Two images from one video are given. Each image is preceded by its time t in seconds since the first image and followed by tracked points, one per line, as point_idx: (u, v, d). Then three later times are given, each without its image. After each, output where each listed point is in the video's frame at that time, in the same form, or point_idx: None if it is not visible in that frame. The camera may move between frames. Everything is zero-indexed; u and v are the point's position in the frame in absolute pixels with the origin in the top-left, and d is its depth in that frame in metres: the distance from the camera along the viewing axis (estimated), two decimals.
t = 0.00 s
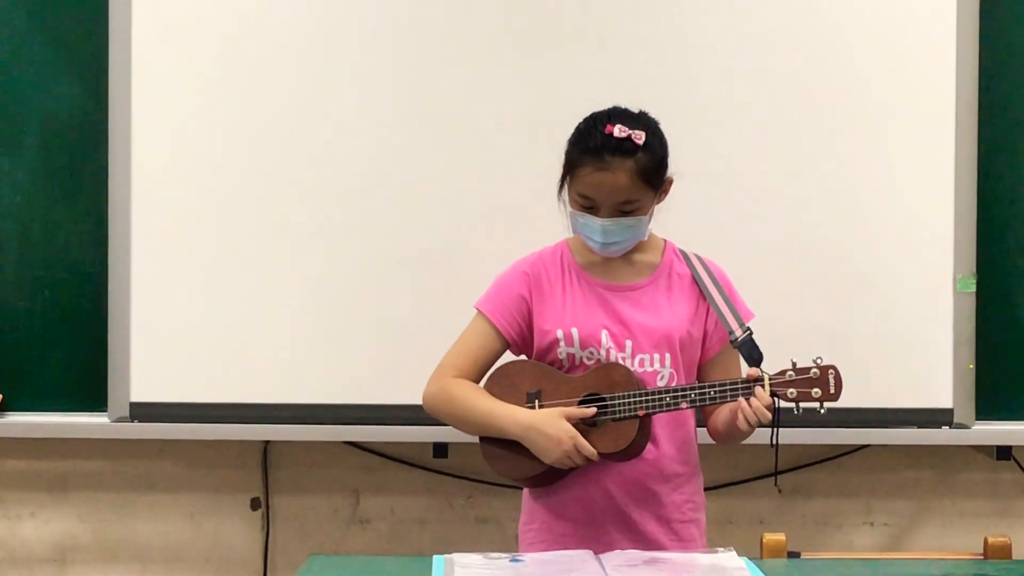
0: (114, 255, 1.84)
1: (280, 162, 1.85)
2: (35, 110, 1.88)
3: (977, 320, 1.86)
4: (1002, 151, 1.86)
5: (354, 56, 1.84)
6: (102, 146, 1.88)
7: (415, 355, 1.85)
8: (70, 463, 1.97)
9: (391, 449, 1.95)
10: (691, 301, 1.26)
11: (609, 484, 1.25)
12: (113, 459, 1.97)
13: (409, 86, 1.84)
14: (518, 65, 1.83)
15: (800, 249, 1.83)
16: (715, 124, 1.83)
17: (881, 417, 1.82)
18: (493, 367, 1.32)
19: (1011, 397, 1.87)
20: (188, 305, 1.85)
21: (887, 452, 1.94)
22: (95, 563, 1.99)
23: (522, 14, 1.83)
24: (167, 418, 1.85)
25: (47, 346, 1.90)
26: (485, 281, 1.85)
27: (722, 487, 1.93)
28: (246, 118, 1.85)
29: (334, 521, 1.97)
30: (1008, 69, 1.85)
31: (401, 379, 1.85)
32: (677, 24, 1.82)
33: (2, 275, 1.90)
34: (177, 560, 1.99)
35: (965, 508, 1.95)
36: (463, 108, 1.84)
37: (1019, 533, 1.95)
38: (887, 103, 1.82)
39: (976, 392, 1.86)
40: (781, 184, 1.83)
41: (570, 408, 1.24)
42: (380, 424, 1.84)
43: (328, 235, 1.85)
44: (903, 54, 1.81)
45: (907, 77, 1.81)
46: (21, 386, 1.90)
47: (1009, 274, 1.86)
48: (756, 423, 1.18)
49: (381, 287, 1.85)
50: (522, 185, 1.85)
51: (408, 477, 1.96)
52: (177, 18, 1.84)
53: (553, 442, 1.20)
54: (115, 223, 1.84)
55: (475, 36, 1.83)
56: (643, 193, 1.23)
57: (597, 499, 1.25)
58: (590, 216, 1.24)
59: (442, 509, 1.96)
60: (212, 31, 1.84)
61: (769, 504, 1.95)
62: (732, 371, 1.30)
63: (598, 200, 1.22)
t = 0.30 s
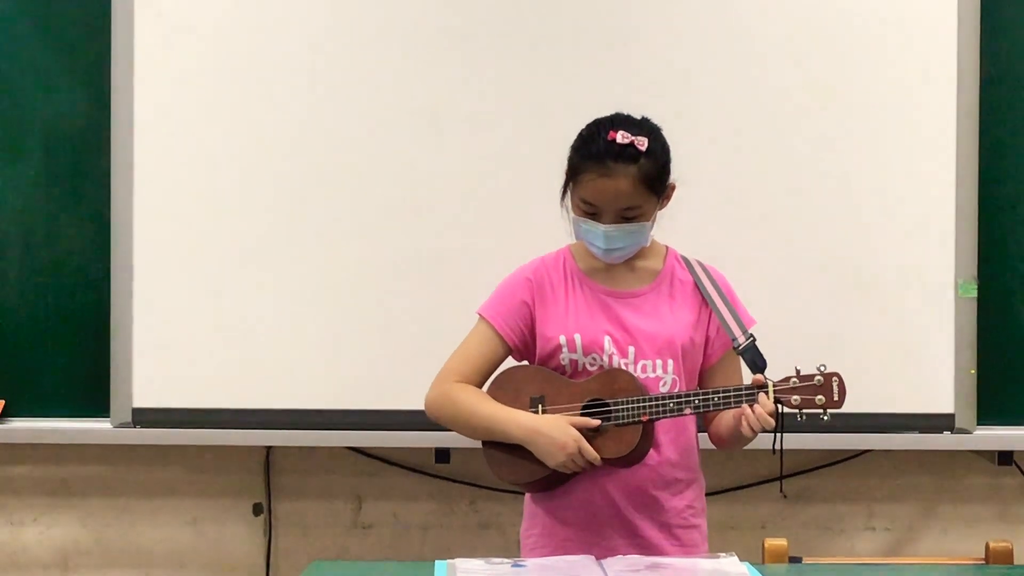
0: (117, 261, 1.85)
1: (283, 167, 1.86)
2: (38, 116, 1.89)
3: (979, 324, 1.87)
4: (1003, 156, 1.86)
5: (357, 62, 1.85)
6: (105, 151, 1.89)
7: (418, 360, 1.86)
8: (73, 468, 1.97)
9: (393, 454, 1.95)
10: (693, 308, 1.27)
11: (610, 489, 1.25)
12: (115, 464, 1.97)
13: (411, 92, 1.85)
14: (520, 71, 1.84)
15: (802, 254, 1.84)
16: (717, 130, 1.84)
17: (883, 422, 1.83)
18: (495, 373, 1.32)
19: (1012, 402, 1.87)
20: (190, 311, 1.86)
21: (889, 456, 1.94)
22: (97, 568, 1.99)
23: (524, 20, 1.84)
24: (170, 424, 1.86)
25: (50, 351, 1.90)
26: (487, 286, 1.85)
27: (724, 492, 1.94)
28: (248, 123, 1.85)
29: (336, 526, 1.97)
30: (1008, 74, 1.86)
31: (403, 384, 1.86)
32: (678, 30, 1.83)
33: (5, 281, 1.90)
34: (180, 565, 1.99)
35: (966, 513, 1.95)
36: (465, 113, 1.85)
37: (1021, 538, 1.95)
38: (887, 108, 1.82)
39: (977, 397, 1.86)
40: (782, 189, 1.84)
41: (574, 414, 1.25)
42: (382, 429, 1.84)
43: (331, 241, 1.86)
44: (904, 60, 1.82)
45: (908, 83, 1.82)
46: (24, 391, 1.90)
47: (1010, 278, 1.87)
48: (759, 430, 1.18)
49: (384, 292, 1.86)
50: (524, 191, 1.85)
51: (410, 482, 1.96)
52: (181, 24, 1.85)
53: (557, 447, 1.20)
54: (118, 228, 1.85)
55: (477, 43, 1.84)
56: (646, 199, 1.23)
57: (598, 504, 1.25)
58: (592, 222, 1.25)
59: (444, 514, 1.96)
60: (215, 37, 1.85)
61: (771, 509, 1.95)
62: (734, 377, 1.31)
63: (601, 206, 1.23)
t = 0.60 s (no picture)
0: (119, 262, 1.85)
1: (284, 169, 1.86)
2: (40, 118, 1.89)
3: (980, 325, 1.87)
4: (1004, 156, 1.86)
5: (358, 65, 1.85)
6: (106, 153, 1.89)
7: (419, 361, 1.86)
8: (75, 471, 1.97)
9: (395, 456, 1.95)
10: (694, 309, 1.27)
11: (612, 490, 1.25)
12: (117, 466, 1.97)
13: (413, 95, 1.85)
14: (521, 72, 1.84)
15: (802, 254, 1.84)
16: (718, 131, 1.84)
17: (884, 423, 1.83)
18: (497, 374, 1.32)
19: (1014, 402, 1.87)
20: (193, 313, 1.86)
21: (891, 457, 1.94)
22: (99, 570, 2.00)
23: (525, 21, 1.84)
24: (172, 425, 1.86)
25: (52, 353, 1.91)
26: (488, 287, 1.86)
27: (725, 493, 1.94)
28: (250, 125, 1.86)
29: (338, 528, 1.97)
30: (1009, 75, 1.86)
31: (405, 386, 1.86)
32: (679, 30, 1.83)
33: (6, 283, 1.90)
34: (181, 566, 1.99)
35: (968, 514, 1.95)
36: (466, 115, 1.85)
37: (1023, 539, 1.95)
38: (888, 108, 1.82)
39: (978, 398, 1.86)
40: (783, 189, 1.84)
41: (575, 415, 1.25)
42: (384, 431, 1.84)
43: (332, 243, 1.86)
44: (905, 61, 1.82)
45: (908, 85, 1.82)
46: (26, 393, 1.91)
47: (1011, 279, 1.87)
48: (761, 430, 1.18)
49: (385, 293, 1.86)
50: (525, 192, 1.85)
51: (412, 483, 1.96)
52: (182, 26, 1.85)
53: (558, 449, 1.20)
54: (120, 230, 1.85)
55: (478, 45, 1.84)
56: (646, 200, 1.23)
57: (600, 505, 1.25)
58: (593, 223, 1.25)
59: (446, 516, 1.96)
60: (216, 39, 1.85)
61: (773, 509, 1.95)
62: (735, 378, 1.31)
63: (602, 206, 1.23)
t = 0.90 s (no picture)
0: (119, 258, 1.85)
1: (283, 165, 1.86)
2: (39, 114, 1.89)
3: (981, 320, 1.86)
4: (1006, 150, 1.85)
5: (357, 61, 1.85)
6: (106, 149, 1.89)
7: (419, 357, 1.86)
8: (76, 467, 1.97)
9: (396, 452, 1.95)
10: (693, 304, 1.27)
11: (611, 487, 1.25)
12: (117, 462, 1.97)
13: (412, 90, 1.85)
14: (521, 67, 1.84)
15: (803, 249, 1.83)
16: (718, 126, 1.83)
17: (886, 418, 1.82)
18: (496, 371, 1.32)
19: (1015, 397, 1.87)
20: (193, 310, 1.86)
21: (892, 452, 1.94)
22: (100, 566, 2.00)
23: (524, 16, 1.83)
24: (173, 421, 1.86)
25: (53, 349, 1.91)
26: (488, 283, 1.86)
27: (726, 488, 1.93)
28: (249, 121, 1.85)
29: (339, 523, 1.97)
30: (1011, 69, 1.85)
31: (405, 382, 1.86)
32: (679, 25, 1.82)
33: (6, 280, 1.90)
34: (182, 562, 2.00)
35: (969, 509, 1.95)
36: (465, 110, 1.85)
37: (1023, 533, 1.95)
38: (889, 103, 1.81)
39: (979, 393, 1.86)
40: (783, 184, 1.83)
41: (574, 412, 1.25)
42: (384, 427, 1.84)
43: (332, 239, 1.86)
44: (906, 55, 1.81)
45: (909, 79, 1.81)
46: (27, 389, 1.91)
47: (1013, 274, 1.86)
48: (760, 425, 1.18)
49: (385, 289, 1.86)
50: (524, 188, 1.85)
51: (413, 479, 1.96)
52: (181, 22, 1.85)
53: (557, 446, 1.20)
54: (119, 226, 1.85)
55: (477, 40, 1.84)
56: (644, 195, 1.23)
57: (599, 501, 1.25)
58: (591, 219, 1.24)
59: (447, 511, 1.97)
60: (215, 35, 1.85)
61: (773, 504, 1.95)
62: (734, 374, 1.30)
63: (600, 202, 1.22)
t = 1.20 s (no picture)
0: (119, 253, 1.85)
1: (282, 159, 1.85)
2: (39, 108, 1.89)
3: (983, 313, 1.85)
4: (1007, 143, 1.84)
5: (356, 55, 1.84)
6: (106, 143, 1.89)
7: (418, 351, 1.86)
8: (77, 461, 1.98)
9: (396, 445, 1.95)
10: (692, 298, 1.26)
11: (611, 481, 1.25)
12: (119, 456, 1.98)
13: (411, 85, 1.84)
14: (520, 60, 1.83)
15: (804, 243, 1.83)
16: (718, 119, 1.82)
17: (887, 412, 1.82)
18: (495, 364, 1.32)
19: (1016, 391, 1.86)
20: (192, 304, 1.86)
21: (893, 446, 1.94)
22: (101, 560, 2.01)
23: (523, 8, 1.82)
24: (173, 416, 1.86)
25: (54, 343, 1.91)
26: (488, 277, 1.85)
27: (727, 482, 1.93)
28: (248, 115, 1.85)
29: (339, 517, 1.98)
30: (1012, 61, 1.84)
31: (405, 376, 1.86)
32: (679, 17, 1.82)
33: (7, 275, 1.90)
34: (183, 556, 2.00)
35: (970, 502, 1.95)
36: (464, 103, 1.84)
37: None
38: (890, 95, 1.81)
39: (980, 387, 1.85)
40: (783, 178, 1.82)
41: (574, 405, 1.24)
42: (384, 420, 1.84)
43: (331, 233, 1.86)
44: (907, 48, 1.80)
45: (910, 72, 1.80)
46: (28, 383, 1.91)
47: (1015, 267, 1.85)
48: (758, 418, 1.17)
49: (384, 283, 1.86)
50: (524, 182, 1.84)
51: (413, 473, 1.97)
52: (179, 16, 1.84)
53: (556, 440, 1.20)
54: (119, 221, 1.85)
55: (476, 34, 1.83)
56: (643, 189, 1.22)
57: (599, 496, 1.25)
58: (590, 213, 1.24)
59: (447, 505, 1.97)
60: (213, 29, 1.84)
61: (774, 498, 1.95)
62: (734, 369, 1.30)
63: (598, 196, 1.22)
